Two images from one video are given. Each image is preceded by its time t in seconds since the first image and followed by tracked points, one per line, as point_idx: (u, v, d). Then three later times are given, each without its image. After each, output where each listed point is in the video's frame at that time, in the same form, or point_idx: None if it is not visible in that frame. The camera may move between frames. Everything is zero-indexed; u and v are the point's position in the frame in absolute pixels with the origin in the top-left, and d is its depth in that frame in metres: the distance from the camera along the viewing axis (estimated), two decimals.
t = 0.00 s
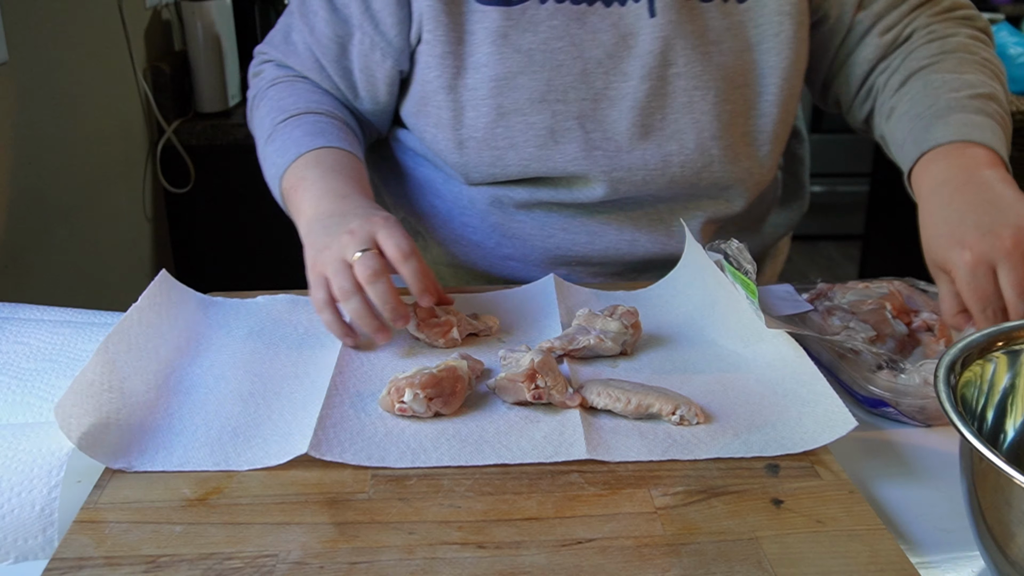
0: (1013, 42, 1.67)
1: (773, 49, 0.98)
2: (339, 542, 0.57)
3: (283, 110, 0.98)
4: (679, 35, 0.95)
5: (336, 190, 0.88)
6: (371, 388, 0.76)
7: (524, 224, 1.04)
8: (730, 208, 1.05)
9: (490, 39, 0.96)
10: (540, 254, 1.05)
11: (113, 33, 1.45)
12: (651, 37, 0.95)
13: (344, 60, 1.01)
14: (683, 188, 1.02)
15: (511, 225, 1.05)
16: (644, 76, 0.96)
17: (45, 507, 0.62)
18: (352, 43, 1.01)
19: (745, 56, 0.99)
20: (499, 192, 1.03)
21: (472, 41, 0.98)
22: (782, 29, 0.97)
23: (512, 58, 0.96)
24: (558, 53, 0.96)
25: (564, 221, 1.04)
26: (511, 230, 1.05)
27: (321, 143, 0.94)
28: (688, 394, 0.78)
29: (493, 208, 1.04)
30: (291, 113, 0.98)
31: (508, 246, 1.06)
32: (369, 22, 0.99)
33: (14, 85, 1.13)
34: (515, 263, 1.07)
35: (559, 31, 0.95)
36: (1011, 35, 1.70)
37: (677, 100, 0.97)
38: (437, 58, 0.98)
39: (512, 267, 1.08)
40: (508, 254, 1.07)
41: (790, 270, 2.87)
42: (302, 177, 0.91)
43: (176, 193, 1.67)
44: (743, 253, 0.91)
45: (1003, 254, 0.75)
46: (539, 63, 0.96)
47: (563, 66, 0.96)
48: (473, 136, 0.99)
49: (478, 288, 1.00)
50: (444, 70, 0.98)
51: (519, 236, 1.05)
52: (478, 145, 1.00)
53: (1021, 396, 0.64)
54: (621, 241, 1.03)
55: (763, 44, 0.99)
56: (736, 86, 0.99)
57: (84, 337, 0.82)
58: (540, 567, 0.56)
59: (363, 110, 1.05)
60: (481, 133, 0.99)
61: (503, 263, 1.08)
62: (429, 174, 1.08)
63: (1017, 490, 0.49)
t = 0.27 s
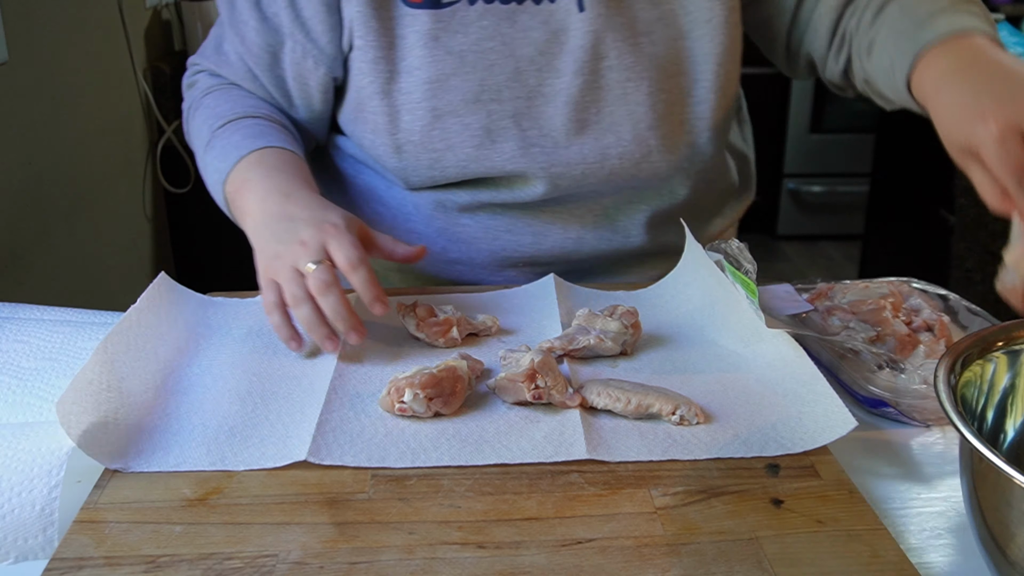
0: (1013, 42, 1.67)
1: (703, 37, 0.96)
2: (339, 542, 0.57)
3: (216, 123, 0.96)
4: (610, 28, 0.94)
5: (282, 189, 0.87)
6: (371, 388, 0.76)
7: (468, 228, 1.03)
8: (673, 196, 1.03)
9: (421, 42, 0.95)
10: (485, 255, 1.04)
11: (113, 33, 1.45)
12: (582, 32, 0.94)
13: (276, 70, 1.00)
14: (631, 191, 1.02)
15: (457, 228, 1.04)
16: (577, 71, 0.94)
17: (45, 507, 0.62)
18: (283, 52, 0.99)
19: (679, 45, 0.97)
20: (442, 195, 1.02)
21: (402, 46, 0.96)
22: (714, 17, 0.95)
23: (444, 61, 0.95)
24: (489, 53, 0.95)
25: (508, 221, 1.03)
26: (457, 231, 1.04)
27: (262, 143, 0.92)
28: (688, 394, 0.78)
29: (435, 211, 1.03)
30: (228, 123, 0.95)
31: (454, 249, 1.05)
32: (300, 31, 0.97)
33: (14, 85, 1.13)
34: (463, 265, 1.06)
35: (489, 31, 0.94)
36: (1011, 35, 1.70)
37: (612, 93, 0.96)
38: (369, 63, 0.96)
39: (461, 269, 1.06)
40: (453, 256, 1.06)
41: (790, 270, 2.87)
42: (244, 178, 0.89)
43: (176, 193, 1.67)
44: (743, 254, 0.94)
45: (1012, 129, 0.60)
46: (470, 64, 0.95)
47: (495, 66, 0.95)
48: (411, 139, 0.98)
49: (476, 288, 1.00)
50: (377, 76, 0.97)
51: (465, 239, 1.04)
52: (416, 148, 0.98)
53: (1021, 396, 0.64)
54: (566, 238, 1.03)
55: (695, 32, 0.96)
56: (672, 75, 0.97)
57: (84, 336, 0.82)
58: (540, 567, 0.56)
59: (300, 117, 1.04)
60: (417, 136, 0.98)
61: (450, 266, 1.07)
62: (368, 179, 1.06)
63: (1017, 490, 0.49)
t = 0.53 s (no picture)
0: (1012, 42, 1.67)
1: (630, 22, 0.93)
2: (338, 542, 0.57)
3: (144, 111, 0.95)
4: (537, 14, 0.90)
5: (194, 160, 0.87)
6: (371, 388, 0.76)
7: (413, 226, 0.98)
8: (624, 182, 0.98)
9: (350, 36, 0.92)
10: (434, 254, 1.00)
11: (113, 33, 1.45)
12: (508, 20, 0.90)
13: (202, 70, 0.97)
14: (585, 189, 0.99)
15: (403, 228, 0.99)
16: (506, 59, 0.91)
17: (45, 507, 0.62)
18: (209, 52, 0.96)
19: (608, 30, 0.94)
20: (385, 191, 0.98)
21: (330, 41, 0.93)
22: None
23: (373, 55, 0.91)
24: (417, 47, 0.91)
25: (454, 219, 0.98)
26: (402, 230, 0.99)
27: (185, 133, 0.91)
28: (688, 394, 0.78)
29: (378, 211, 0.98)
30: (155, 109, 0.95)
31: (402, 249, 1.00)
32: (223, 31, 0.94)
33: (14, 85, 1.13)
34: (414, 266, 1.02)
35: (416, 24, 0.91)
36: (1011, 35, 1.70)
37: (542, 80, 0.92)
38: (297, 60, 0.93)
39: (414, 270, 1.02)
40: (403, 259, 1.01)
41: (790, 270, 2.87)
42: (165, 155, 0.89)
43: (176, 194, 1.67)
44: (743, 253, 0.93)
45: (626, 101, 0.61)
46: (400, 59, 0.92)
47: (424, 59, 0.91)
48: (346, 133, 0.95)
49: (475, 288, 0.99)
50: (307, 73, 0.94)
51: (413, 238, 0.99)
52: (351, 142, 0.95)
53: (1021, 396, 0.64)
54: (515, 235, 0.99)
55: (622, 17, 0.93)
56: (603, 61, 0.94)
57: (84, 335, 0.82)
58: (539, 567, 0.56)
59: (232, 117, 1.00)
60: (351, 129, 0.94)
61: (397, 267, 1.03)
62: (309, 181, 1.01)
63: (1016, 490, 0.49)
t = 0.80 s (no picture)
0: (1013, 42, 1.67)
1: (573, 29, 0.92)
2: (338, 542, 0.57)
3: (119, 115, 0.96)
4: (487, 13, 0.89)
5: (171, 164, 0.87)
6: (371, 388, 0.76)
7: (373, 225, 0.99)
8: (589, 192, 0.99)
9: (304, 39, 0.91)
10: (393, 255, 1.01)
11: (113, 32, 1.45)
12: (458, 19, 0.89)
13: (179, 71, 0.99)
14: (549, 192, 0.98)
15: (363, 228, 1.00)
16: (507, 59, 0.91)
17: (45, 506, 0.62)
18: (185, 53, 0.98)
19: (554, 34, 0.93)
20: (344, 191, 0.99)
21: (286, 43, 0.93)
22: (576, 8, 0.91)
23: (325, 58, 0.91)
24: (371, 49, 0.90)
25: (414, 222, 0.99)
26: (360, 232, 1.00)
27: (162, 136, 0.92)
28: (688, 394, 0.78)
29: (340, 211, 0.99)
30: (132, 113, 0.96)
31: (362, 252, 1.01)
32: (196, 31, 0.97)
33: (14, 85, 1.13)
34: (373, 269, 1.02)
35: (370, 27, 0.90)
36: (1011, 35, 1.70)
37: (491, 80, 0.91)
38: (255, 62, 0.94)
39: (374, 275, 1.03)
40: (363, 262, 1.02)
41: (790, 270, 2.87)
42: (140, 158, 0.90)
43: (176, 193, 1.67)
44: (744, 254, 0.93)
45: (444, 262, 0.73)
46: (351, 62, 0.91)
47: (376, 61, 0.91)
48: (298, 132, 0.95)
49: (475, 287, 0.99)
50: (263, 74, 0.94)
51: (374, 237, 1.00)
52: (303, 143, 0.95)
53: (1021, 396, 0.64)
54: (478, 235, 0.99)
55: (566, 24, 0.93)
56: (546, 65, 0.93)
57: (85, 336, 0.82)
58: (539, 567, 0.56)
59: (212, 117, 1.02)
60: (303, 130, 0.94)
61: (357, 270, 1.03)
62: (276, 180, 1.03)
63: (1017, 490, 0.49)
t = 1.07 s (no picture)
0: (1013, 42, 1.67)
1: (608, 33, 0.93)
2: (338, 542, 0.57)
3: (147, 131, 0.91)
4: (520, 18, 0.89)
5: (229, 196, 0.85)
6: (371, 389, 0.76)
7: (397, 226, 0.97)
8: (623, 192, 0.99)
9: (333, 40, 0.90)
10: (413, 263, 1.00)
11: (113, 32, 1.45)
12: (490, 24, 0.89)
13: (213, 73, 0.95)
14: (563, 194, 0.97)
15: (387, 227, 0.98)
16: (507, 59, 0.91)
17: (45, 507, 0.62)
18: (218, 54, 0.95)
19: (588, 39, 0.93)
20: (368, 191, 0.96)
21: (315, 42, 0.92)
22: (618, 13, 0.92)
23: (357, 58, 0.90)
24: (400, 50, 0.90)
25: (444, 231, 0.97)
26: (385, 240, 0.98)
27: (209, 156, 0.89)
28: (688, 393, 0.78)
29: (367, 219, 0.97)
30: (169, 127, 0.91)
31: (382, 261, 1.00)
32: (229, 32, 0.93)
33: (14, 85, 1.13)
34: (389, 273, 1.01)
35: (400, 28, 0.89)
36: (1011, 35, 1.70)
37: (522, 84, 0.90)
38: (282, 61, 0.92)
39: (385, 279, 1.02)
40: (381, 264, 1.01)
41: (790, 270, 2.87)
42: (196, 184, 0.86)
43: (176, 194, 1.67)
44: (744, 254, 0.93)
45: (558, 160, 0.69)
46: (382, 62, 0.90)
47: (407, 62, 0.90)
48: (324, 135, 0.93)
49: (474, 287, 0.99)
50: (291, 74, 0.92)
51: (397, 239, 0.99)
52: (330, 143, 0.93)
53: (1021, 396, 0.64)
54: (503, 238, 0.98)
55: (601, 28, 0.93)
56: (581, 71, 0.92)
57: (85, 336, 0.82)
58: (539, 567, 0.56)
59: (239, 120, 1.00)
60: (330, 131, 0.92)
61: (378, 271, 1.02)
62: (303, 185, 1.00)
63: (1017, 490, 0.49)
